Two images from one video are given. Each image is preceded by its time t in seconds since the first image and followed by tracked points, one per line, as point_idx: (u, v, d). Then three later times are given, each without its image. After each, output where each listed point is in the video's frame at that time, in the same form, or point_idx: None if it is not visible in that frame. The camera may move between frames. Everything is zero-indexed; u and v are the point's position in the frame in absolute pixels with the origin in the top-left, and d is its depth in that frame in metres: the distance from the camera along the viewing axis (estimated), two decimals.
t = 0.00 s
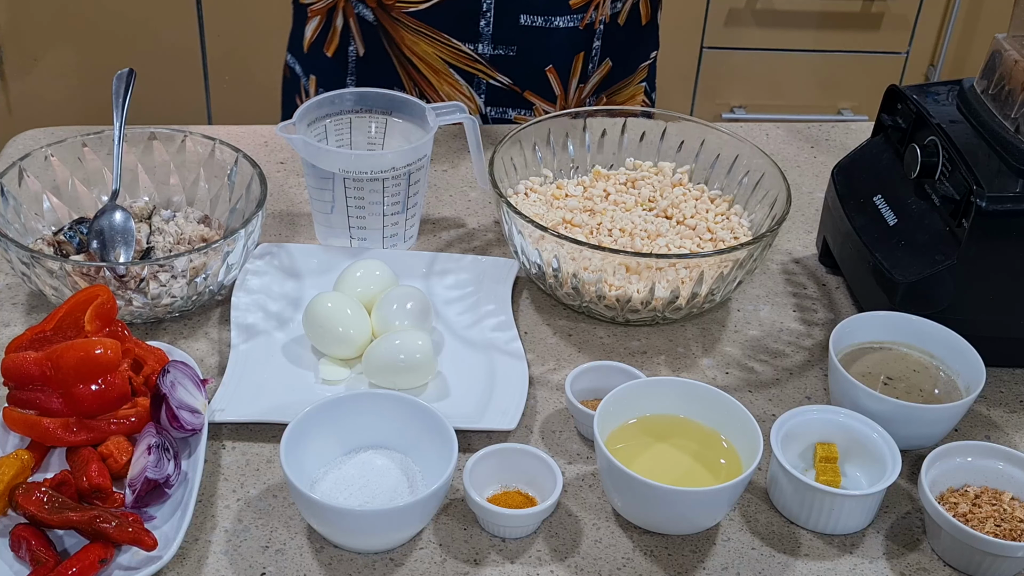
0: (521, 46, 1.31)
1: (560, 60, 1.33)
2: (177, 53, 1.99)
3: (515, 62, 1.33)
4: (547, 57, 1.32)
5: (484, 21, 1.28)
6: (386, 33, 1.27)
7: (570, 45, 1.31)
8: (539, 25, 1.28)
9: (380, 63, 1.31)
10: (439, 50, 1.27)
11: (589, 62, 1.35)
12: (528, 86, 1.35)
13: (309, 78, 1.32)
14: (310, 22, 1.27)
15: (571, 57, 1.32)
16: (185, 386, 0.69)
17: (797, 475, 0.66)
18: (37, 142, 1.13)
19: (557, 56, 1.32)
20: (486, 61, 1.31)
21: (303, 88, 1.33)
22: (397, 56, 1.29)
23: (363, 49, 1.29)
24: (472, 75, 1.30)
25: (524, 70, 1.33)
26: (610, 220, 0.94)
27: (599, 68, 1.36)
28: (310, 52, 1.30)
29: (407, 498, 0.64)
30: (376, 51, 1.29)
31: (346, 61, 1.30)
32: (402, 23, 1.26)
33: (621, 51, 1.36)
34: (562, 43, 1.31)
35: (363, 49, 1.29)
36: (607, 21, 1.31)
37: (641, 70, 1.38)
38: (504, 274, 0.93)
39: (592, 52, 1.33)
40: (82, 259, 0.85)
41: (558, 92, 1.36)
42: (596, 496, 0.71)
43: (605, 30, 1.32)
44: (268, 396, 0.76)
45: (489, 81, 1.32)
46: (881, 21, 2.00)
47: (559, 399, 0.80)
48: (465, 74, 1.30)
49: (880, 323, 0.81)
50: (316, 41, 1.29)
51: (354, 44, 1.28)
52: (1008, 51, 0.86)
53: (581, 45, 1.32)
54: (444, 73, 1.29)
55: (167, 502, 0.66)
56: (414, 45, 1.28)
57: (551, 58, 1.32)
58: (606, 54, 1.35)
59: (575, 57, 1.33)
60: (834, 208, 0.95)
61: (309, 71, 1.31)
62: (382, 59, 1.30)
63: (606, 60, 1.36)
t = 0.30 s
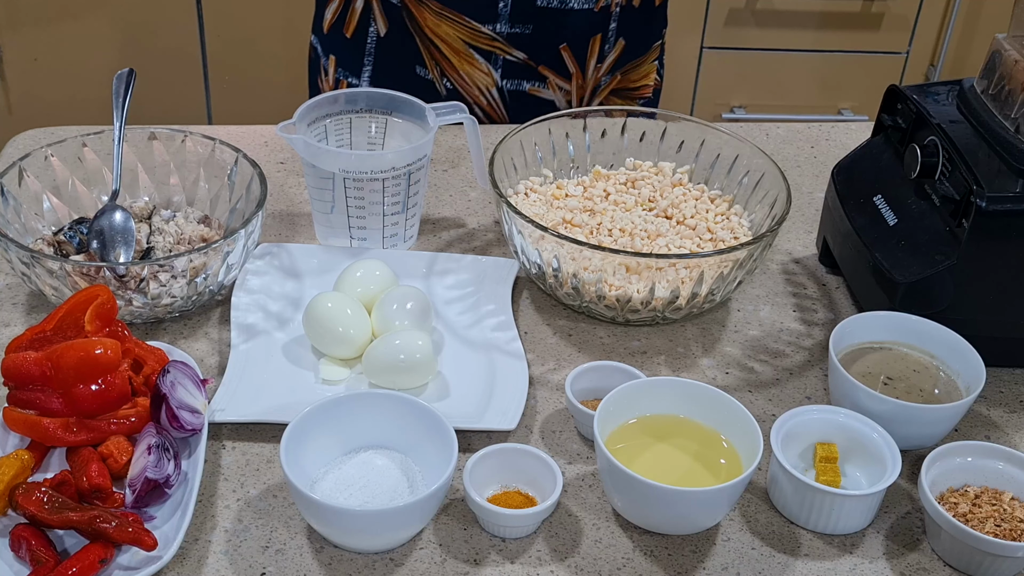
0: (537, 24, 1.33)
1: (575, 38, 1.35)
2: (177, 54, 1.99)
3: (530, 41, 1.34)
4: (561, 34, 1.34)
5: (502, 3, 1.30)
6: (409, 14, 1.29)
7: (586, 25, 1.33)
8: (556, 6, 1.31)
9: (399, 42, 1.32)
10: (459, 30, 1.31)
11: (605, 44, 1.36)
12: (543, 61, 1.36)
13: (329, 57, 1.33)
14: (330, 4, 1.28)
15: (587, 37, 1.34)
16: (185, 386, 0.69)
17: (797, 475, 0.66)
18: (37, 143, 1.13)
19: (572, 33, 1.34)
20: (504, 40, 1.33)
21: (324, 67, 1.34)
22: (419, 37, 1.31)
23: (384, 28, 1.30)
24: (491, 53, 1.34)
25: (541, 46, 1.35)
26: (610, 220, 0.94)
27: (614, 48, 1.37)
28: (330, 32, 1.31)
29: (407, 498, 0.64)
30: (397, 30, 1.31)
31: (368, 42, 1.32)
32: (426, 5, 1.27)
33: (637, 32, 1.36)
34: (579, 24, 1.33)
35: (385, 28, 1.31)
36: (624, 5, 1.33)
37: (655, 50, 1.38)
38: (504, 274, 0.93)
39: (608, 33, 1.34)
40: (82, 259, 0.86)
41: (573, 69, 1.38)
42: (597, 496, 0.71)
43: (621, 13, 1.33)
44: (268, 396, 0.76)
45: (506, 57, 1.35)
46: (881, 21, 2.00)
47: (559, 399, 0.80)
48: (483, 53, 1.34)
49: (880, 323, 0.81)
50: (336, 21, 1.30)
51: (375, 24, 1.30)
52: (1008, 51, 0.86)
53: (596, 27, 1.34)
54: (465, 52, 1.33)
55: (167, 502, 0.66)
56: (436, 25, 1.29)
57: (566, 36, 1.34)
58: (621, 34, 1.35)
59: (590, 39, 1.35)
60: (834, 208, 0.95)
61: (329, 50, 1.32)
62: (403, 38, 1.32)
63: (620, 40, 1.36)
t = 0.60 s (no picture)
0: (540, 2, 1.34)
1: (575, 20, 1.36)
2: (177, 53, 1.98)
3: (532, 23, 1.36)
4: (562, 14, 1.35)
5: None
6: None
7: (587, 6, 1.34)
8: None
9: (407, 31, 1.36)
10: (464, 11, 1.33)
11: (604, 24, 1.36)
12: (544, 41, 1.37)
13: (342, 41, 1.40)
14: None
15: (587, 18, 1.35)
16: (185, 386, 0.69)
17: (797, 475, 0.66)
18: (37, 142, 1.13)
19: (574, 11, 1.34)
20: (507, 21, 1.35)
21: (338, 50, 1.42)
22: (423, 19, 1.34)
23: (389, 12, 1.35)
24: (494, 34, 1.35)
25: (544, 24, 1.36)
26: (610, 220, 0.94)
27: (614, 29, 1.37)
28: (343, 18, 1.38)
29: (407, 498, 0.64)
30: (402, 16, 1.34)
31: (375, 27, 1.37)
32: None
33: (636, 13, 1.36)
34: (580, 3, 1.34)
35: (390, 15, 1.35)
36: None
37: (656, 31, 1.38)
38: (504, 274, 0.93)
39: (607, 13, 1.35)
40: (82, 259, 0.86)
41: (573, 49, 1.38)
42: (597, 496, 0.71)
43: None
44: (269, 396, 0.76)
45: (507, 37, 1.36)
46: (881, 21, 2.00)
47: (559, 399, 0.80)
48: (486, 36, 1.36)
49: (880, 323, 0.81)
50: (348, 6, 1.36)
51: (382, 10, 1.35)
52: (1008, 51, 0.86)
53: (596, 7, 1.35)
54: (468, 32, 1.35)
55: (167, 502, 0.66)
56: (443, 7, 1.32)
57: (567, 15, 1.35)
58: (621, 16, 1.36)
59: (590, 20, 1.36)
60: (834, 208, 0.95)
61: (342, 34, 1.39)
62: (408, 23, 1.35)
63: (620, 22, 1.36)
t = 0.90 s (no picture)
0: None
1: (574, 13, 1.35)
2: (177, 53, 1.98)
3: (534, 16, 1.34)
4: (561, 8, 1.34)
5: None
6: None
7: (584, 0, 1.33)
8: None
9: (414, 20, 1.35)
10: (467, 5, 1.31)
11: (602, 18, 1.36)
12: (546, 37, 1.36)
13: (354, 29, 1.40)
14: None
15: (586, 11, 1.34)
16: (185, 386, 0.69)
17: (797, 475, 0.66)
18: (37, 142, 1.13)
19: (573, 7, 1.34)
20: (508, 17, 1.34)
21: (350, 38, 1.42)
22: (429, 10, 1.33)
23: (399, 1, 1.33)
24: (496, 28, 1.34)
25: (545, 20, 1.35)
26: (610, 219, 0.94)
27: (612, 21, 1.36)
28: (354, 6, 1.38)
29: (407, 498, 0.64)
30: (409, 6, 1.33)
31: (384, 14, 1.36)
32: None
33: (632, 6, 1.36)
34: None
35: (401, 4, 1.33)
36: None
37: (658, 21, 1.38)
38: (504, 274, 0.93)
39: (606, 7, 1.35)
40: (82, 259, 0.85)
41: (573, 43, 1.37)
42: (597, 496, 0.71)
43: None
44: (269, 396, 0.76)
45: (511, 34, 1.36)
46: (881, 21, 2.00)
47: (559, 399, 0.80)
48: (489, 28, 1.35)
49: (881, 323, 0.81)
50: None
51: None
52: (1008, 51, 0.86)
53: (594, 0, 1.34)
54: (471, 25, 1.34)
55: (167, 502, 0.66)
56: None
57: (565, 11, 1.34)
58: (619, 6, 1.36)
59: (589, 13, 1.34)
60: (834, 208, 0.95)
61: (354, 22, 1.40)
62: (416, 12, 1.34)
63: (618, 13, 1.36)
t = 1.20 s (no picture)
0: None
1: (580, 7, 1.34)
2: (177, 53, 1.98)
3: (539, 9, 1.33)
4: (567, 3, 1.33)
5: None
6: None
7: None
8: None
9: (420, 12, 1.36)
10: None
11: (606, 14, 1.35)
12: (550, 30, 1.36)
13: (360, 25, 1.40)
14: None
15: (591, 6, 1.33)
16: (185, 386, 0.69)
17: (797, 475, 0.66)
18: (37, 142, 1.13)
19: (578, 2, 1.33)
20: (514, 10, 1.33)
21: (356, 34, 1.42)
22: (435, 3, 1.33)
23: None
24: (501, 21, 1.34)
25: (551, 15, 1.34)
26: (610, 220, 0.94)
27: (615, 18, 1.36)
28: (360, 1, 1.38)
29: (407, 498, 0.64)
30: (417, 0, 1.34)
31: (390, 10, 1.36)
32: None
33: None
34: None
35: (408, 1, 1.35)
36: None
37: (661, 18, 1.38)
38: (504, 274, 0.93)
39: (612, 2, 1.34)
40: (82, 259, 0.86)
41: (578, 38, 1.37)
42: (596, 496, 0.71)
43: None
44: (269, 396, 0.76)
45: (515, 25, 1.35)
46: (881, 21, 2.00)
47: (559, 399, 0.80)
48: (494, 20, 1.34)
49: (881, 323, 0.81)
50: None
51: None
52: (1008, 51, 0.86)
53: None
54: (477, 20, 1.34)
55: (167, 502, 0.66)
56: None
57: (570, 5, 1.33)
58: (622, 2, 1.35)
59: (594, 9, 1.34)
60: (834, 208, 0.95)
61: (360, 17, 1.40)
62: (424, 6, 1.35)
63: (621, 10, 1.35)
